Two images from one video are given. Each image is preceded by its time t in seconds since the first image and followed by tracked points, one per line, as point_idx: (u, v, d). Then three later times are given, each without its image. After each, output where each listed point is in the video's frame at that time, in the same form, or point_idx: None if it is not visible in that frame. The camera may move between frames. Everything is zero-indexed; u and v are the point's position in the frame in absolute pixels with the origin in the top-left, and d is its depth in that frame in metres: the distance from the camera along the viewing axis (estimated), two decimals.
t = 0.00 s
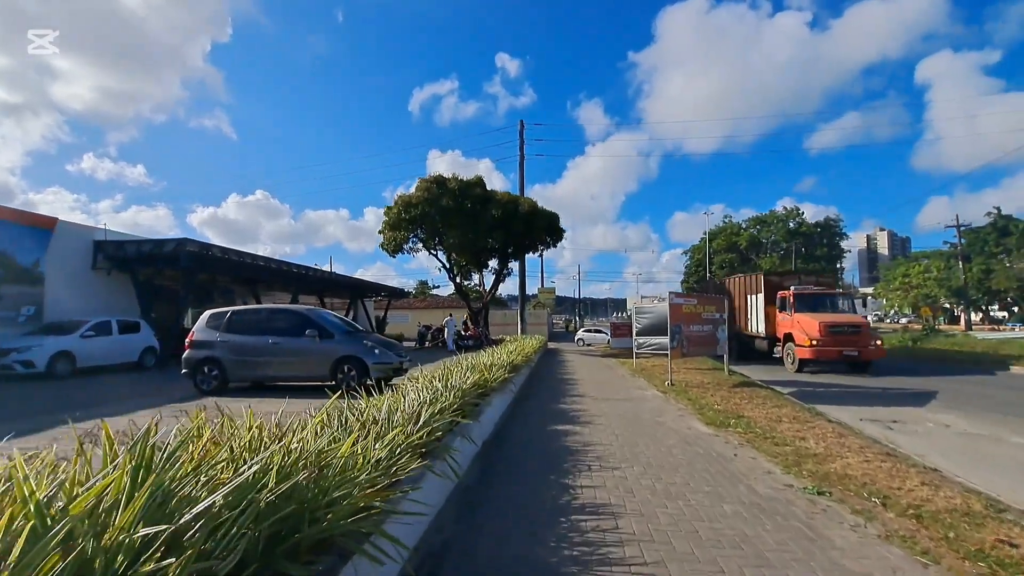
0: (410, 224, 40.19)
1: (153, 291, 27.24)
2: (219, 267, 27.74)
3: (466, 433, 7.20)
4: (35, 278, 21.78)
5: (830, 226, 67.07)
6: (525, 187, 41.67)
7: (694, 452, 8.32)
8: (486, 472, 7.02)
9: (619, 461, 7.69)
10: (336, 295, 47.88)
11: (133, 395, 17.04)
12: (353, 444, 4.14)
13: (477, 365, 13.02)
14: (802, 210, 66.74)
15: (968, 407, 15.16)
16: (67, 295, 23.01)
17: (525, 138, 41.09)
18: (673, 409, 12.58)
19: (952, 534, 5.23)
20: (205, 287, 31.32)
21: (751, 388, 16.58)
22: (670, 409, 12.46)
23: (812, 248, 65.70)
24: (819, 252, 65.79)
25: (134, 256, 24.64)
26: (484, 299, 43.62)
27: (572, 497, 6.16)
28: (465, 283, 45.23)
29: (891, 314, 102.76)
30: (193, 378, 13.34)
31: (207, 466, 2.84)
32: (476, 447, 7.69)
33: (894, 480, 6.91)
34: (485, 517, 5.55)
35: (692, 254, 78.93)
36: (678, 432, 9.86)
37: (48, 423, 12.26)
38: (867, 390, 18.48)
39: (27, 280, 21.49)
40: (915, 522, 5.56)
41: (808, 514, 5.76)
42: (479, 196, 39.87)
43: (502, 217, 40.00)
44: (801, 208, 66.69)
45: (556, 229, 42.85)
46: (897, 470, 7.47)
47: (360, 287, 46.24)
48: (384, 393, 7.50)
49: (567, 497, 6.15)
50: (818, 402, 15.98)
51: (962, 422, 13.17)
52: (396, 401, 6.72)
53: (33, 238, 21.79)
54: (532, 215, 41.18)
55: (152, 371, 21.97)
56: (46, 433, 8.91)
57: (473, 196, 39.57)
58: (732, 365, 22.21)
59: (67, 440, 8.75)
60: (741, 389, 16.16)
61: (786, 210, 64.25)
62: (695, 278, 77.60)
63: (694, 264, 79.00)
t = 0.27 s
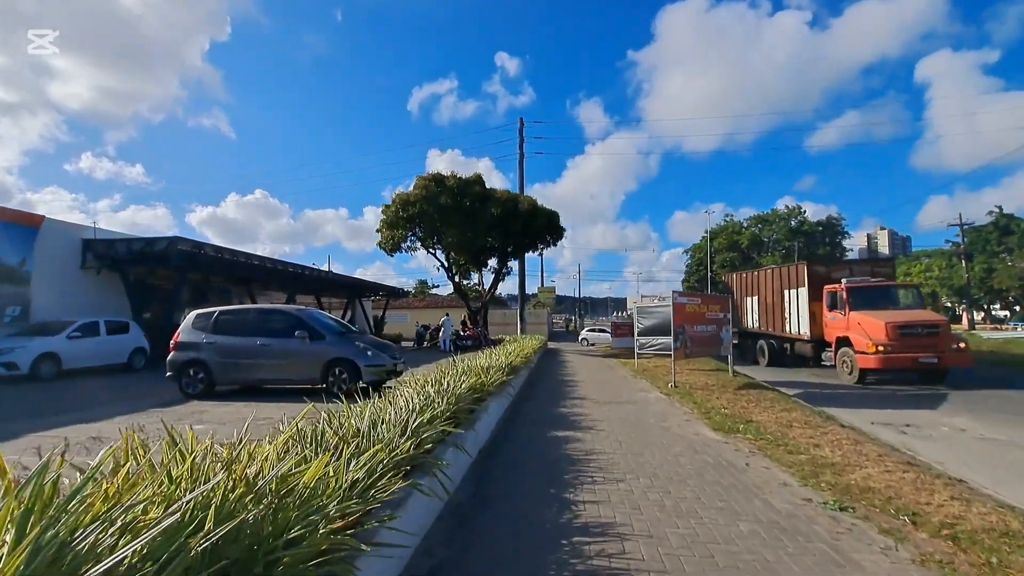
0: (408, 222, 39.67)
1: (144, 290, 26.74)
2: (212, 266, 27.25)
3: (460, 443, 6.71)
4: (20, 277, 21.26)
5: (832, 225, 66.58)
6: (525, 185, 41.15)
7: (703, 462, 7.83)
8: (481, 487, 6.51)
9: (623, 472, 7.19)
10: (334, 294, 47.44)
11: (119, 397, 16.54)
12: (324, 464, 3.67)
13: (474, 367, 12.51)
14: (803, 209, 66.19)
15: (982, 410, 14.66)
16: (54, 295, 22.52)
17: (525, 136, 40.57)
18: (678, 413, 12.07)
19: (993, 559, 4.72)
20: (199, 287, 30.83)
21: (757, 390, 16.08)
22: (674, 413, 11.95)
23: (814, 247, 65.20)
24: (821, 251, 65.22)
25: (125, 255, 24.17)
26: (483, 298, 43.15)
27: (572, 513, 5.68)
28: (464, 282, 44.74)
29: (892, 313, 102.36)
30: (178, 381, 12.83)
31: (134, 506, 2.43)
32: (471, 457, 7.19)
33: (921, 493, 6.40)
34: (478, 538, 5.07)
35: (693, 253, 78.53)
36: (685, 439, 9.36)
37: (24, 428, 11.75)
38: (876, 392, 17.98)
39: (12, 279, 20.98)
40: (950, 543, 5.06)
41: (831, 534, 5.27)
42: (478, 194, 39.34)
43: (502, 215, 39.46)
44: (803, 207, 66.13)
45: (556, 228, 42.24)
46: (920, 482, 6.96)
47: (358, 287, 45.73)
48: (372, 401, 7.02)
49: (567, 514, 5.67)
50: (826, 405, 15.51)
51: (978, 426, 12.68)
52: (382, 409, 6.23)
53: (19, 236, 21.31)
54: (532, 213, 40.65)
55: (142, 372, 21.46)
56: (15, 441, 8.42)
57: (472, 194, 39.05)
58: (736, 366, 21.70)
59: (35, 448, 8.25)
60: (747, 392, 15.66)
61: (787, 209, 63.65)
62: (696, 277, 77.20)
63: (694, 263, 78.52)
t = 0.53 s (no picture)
0: (407, 221, 39.21)
1: (138, 290, 26.31)
2: (207, 265, 26.83)
3: (457, 450, 6.30)
4: (9, 276, 20.86)
5: (835, 226, 66.02)
6: (525, 184, 40.71)
7: (715, 469, 7.38)
8: (479, 497, 6.11)
9: (630, 481, 6.76)
10: (333, 295, 47.05)
11: (108, 398, 16.11)
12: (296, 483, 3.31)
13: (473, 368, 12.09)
14: (806, 209, 65.62)
15: (998, 412, 14.18)
16: (44, 293, 22.10)
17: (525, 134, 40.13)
18: (685, 416, 11.61)
19: None
20: (194, 286, 30.39)
21: (765, 392, 15.61)
22: (681, 416, 11.49)
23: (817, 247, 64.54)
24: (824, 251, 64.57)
25: (117, 253, 23.77)
26: (483, 298, 42.69)
27: (577, 528, 5.24)
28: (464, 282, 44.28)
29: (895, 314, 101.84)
30: (165, 383, 12.37)
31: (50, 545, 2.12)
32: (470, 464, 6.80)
33: (951, 505, 5.95)
34: (474, 556, 4.64)
35: (695, 254, 78.07)
36: (695, 444, 8.89)
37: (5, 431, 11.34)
38: (887, 394, 17.51)
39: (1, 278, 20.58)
40: (992, 562, 4.59)
41: (861, 550, 4.82)
42: (478, 193, 38.89)
43: (502, 214, 38.99)
44: (805, 207, 65.56)
45: (557, 227, 41.73)
46: (950, 492, 6.49)
47: (357, 287, 45.28)
48: (363, 405, 6.65)
49: (572, 528, 5.23)
50: (836, 407, 15.04)
51: (996, 430, 12.20)
52: (373, 415, 5.87)
53: (9, 234, 20.92)
54: (533, 212, 40.18)
55: (134, 373, 21.03)
56: None
57: (472, 193, 38.61)
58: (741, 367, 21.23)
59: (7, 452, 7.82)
60: (755, 394, 15.20)
61: (790, 209, 63.03)
62: (697, 278, 76.69)
63: (696, 263, 78.08)
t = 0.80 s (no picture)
0: (405, 220, 38.74)
1: (131, 288, 25.84)
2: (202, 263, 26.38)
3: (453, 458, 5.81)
4: None
5: (836, 225, 65.57)
6: (525, 182, 40.24)
7: (730, 481, 6.91)
8: (477, 512, 5.62)
9: (640, 493, 6.28)
10: (331, 294, 46.61)
11: (95, 400, 15.61)
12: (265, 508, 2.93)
13: (471, 369, 11.61)
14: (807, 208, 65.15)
15: (1015, 415, 13.73)
16: (33, 292, 21.60)
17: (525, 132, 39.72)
18: (692, 420, 11.15)
19: None
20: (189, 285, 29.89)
21: (772, 394, 15.15)
22: (689, 421, 11.01)
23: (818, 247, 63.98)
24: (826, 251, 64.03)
25: (109, 252, 23.29)
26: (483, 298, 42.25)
27: (585, 549, 4.76)
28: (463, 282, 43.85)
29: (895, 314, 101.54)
30: (151, 386, 11.85)
31: None
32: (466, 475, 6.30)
33: (992, 523, 5.47)
34: None
35: (695, 253, 77.68)
36: (706, 452, 8.40)
37: None
38: (897, 396, 17.04)
39: None
40: None
41: None
42: (477, 191, 38.44)
43: (502, 213, 38.55)
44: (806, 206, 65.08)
45: (557, 225, 41.24)
46: (985, 507, 6.02)
47: (355, 286, 44.85)
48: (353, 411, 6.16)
49: (580, 550, 4.75)
50: (845, 410, 14.60)
51: (1014, 435, 11.76)
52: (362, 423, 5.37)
53: None
54: (532, 211, 39.71)
55: (125, 374, 20.53)
56: None
57: (471, 191, 38.17)
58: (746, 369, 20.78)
59: None
60: (762, 396, 14.75)
61: (791, 208, 62.52)
62: (698, 278, 76.30)
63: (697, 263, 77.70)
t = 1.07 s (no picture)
0: (403, 218, 38.28)
1: (124, 287, 25.42)
2: (196, 261, 25.93)
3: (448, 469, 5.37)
4: None
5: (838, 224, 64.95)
6: (524, 180, 39.75)
7: (743, 490, 6.46)
8: (472, 526, 5.20)
9: (648, 505, 5.85)
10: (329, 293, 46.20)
11: (82, 401, 15.16)
12: (219, 540, 2.62)
13: (468, 371, 11.17)
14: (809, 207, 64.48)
15: None
16: (22, 291, 21.17)
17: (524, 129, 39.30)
18: (699, 423, 10.70)
19: None
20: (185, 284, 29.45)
21: (780, 396, 14.70)
22: (696, 424, 10.55)
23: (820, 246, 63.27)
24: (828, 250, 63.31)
25: (100, 249, 22.87)
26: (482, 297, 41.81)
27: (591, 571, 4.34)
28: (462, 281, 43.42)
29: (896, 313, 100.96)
30: (135, 388, 11.39)
31: None
32: (461, 487, 5.88)
33: None
34: None
35: (696, 252, 77.16)
36: (715, 458, 7.95)
37: None
38: (907, 398, 16.57)
39: None
40: None
41: None
42: (476, 189, 38.00)
43: (501, 211, 38.12)
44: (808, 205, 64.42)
45: (557, 224, 40.61)
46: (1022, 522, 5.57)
47: (354, 285, 44.40)
48: (339, 417, 5.75)
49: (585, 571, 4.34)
50: (854, 412, 14.17)
51: None
52: (346, 432, 4.97)
53: None
54: (532, 209, 39.21)
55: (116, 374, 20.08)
56: None
57: (470, 189, 37.74)
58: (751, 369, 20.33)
59: None
60: (769, 397, 14.32)
61: (792, 207, 61.77)
62: (699, 277, 75.79)
63: (698, 262, 77.15)
